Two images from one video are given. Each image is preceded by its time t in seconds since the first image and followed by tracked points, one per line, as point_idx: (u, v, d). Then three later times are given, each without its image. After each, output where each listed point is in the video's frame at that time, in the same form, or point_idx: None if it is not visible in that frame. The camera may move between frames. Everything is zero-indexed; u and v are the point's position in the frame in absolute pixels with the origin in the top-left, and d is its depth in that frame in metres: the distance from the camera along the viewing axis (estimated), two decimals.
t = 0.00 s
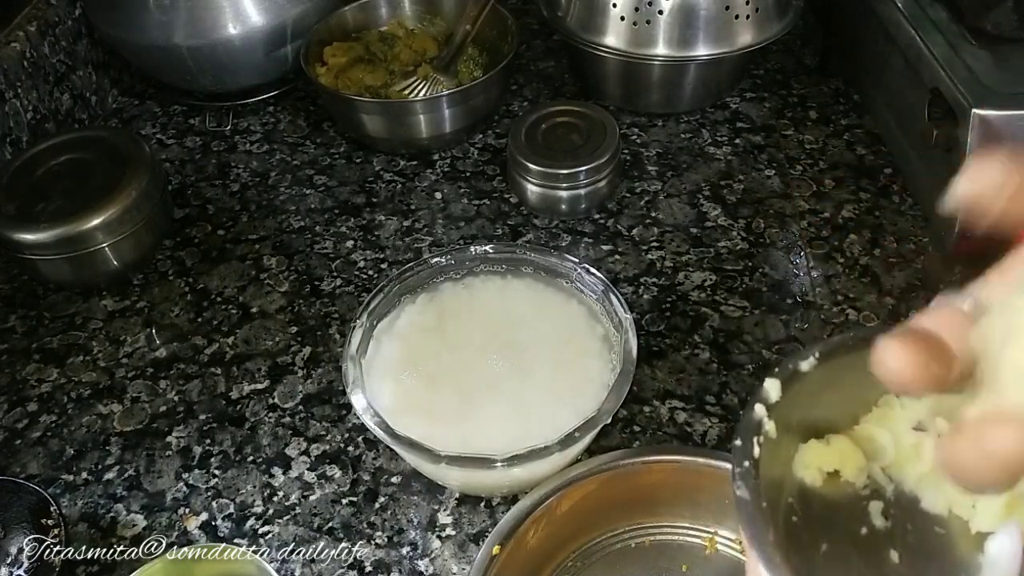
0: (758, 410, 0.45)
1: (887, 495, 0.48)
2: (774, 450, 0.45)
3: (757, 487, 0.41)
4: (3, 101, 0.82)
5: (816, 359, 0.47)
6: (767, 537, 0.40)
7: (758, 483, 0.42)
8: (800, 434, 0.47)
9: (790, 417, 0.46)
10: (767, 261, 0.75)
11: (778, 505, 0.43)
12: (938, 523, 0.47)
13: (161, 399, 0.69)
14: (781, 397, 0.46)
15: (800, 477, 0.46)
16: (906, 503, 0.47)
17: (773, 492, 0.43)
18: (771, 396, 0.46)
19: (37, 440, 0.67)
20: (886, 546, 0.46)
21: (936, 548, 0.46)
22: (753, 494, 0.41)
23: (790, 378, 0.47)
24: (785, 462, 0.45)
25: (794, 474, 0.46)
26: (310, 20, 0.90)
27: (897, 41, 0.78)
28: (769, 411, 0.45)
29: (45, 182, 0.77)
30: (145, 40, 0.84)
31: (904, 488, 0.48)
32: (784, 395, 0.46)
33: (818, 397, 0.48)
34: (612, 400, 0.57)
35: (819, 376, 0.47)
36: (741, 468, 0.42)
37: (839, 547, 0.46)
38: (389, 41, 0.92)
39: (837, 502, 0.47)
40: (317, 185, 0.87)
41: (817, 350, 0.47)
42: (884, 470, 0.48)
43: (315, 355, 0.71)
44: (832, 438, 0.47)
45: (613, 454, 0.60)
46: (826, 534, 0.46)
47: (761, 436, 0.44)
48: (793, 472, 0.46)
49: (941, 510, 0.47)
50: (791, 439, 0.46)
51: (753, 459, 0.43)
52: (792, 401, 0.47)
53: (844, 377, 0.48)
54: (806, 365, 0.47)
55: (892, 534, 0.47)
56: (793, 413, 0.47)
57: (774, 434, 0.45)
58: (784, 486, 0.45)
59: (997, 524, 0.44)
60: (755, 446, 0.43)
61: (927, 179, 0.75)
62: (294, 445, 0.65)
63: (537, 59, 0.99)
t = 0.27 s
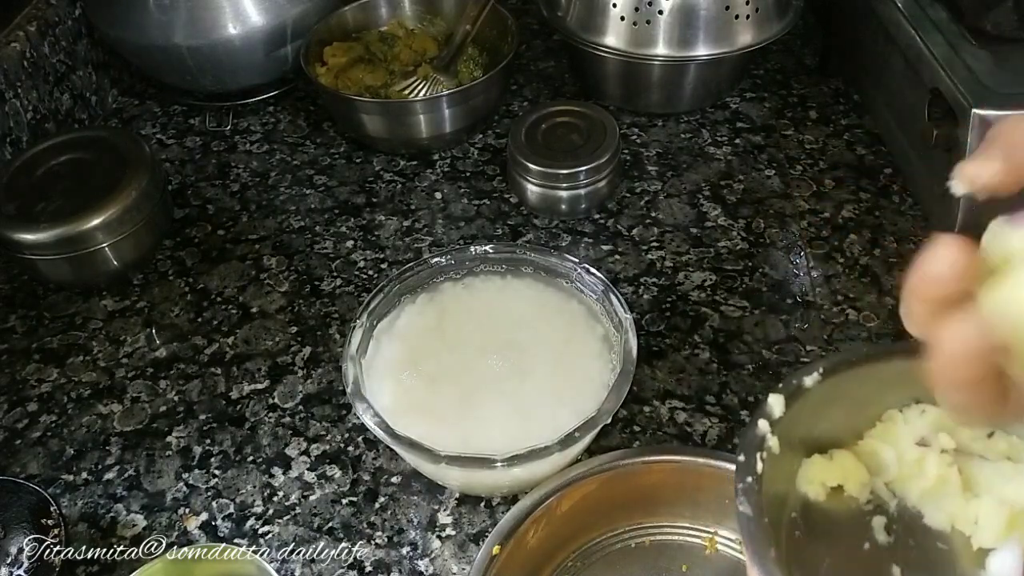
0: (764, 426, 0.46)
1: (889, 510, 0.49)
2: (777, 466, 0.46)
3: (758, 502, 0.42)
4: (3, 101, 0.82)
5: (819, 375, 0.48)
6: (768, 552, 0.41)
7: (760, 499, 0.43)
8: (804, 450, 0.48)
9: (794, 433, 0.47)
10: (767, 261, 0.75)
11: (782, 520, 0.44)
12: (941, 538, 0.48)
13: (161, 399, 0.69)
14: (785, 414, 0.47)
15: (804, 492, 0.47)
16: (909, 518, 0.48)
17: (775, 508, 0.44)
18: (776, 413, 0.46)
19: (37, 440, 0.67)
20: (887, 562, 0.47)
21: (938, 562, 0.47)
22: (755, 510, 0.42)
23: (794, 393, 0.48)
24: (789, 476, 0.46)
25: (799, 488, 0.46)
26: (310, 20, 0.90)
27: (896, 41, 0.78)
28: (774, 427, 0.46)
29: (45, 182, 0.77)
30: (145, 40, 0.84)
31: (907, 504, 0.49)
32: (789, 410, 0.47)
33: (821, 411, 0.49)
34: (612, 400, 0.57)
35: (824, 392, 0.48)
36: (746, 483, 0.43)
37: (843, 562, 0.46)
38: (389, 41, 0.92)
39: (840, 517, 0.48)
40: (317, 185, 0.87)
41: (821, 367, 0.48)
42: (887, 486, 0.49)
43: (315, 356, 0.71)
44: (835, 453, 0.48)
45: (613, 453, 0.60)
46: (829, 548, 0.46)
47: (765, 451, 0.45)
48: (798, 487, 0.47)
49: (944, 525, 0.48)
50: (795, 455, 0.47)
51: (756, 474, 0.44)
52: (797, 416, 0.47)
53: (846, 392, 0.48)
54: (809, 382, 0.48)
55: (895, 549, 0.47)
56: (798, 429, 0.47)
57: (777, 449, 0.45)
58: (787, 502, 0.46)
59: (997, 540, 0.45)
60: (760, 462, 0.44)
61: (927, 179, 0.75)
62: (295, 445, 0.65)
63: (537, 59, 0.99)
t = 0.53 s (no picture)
0: (760, 426, 0.45)
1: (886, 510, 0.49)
2: (776, 466, 0.46)
3: (756, 501, 0.42)
4: (3, 101, 0.82)
5: (818, 377, 0.47)
6: (764, 552, 0.40)
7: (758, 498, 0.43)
8: (803, 450, 0.48)
9: (794, 434, 0.47)
10: (767, 261, 0.75)
11: (780, 521, 0.44)
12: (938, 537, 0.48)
13: (161, 399, 0.69)
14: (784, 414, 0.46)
15: (802, 492, 0.47)
16: (907, 517, 0.49)
17: (774, 507, 0.44)
18: (773, 413, 0.46)
19: (37, 440, 0.67)
20: (884, 559, 0.47)
21: (936, 562, 0.47)
22: (753, 510, 0.42)
23: (793, 394, 0.47)
24: (787, 476, 0.47)
25: (797, 488, 0.47)
26: (310, 20, 0.90)
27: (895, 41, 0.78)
28: (772, 428, 0.45)
29: (46, 182, 0.77)
30: (145, 40, 0.84)
31: (905, 503, 0.49)
32: (788, 411, 0.47)
33: (820, 412, 0.49)
34: (612, 400, 0.57)
35: (823, 393, 0.48)
36: (742, 483, 0.43)
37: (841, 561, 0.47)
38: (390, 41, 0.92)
39: (838, 516, 0.49)
40: (317, 185, 0.87)
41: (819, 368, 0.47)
42: (884, 485, 0.50)
43: (315, 355, 0.71)
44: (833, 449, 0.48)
45: (613, 453, 0.60)
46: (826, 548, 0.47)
47: (762, 451, 0.44)
48: (796, 487, 0.47)
49: (941, 524, 0.48)
50: (794, 455, 0.47)
51: (754, 475, 0.43)
52: (797, 417, 0.47)
53: (844, 391, 0.49)
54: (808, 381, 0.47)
55: (894, 549, 0.48)
56: (798, 428, 0.47)
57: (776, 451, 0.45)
58: (786, 501, 0.46)
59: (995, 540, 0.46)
60: (757, 463, 0.44)
61: (927, 179, 0.75)
62: (294, 445, 0.65)
63: (537, 59, 0.99)
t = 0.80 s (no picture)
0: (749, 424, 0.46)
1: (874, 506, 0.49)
2: (765, 464, 0.46)
3: (744, 500, 0.42)
4: (3, 101, 0.82)
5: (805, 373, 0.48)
6: (754, 551, 0.40)
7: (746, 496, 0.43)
8: (792, 445, 0.48)
9: (781, 430, 0.47)
10: (767, 261, 0.75)
11: (769, 517, 0.44)
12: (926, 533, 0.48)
13: (161, 399, 0.69)
14: (771, 411, 0.47)
15: (792, 487, 0.47)
16: (897, 512, 0.49)
17: (762, 506, 0.44)
18: (762, 410, 0.47)
19: (37, 440, 0.67)
20: (875, 557, 0.47)
21: (926, 555, 0.47)
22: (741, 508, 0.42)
23: (780, 392, 0.48)
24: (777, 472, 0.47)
25: (787, 484, 0.47)
26: (310, 20, 0.90)
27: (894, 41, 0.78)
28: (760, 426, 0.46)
29: (46, 182, 0.77)
30: (145, 40, 0.84)
31: (895, 497, 0.49)
32: (775, 407, 0.47)
33: (809, 408, 0.49)
34: (612, 400, 0.57)
35: (809, 390, 0.49)
36: (730, 481, 0.43)
37: (833, 559, 0.46)
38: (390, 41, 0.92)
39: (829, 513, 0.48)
40: (317, 185, 0.87)
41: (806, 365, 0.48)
42: (875, 481, 0.50)
43: (315, 356, 0.71)
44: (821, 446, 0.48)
45: (613, 453, 0.60)
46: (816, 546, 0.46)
47: (750, 449, 0.45)
48: (786, 483, 0.47)
49: (932, 518, 0.48)
50: (783, 451, 0.47)
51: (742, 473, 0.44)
52: (784, 413, 0.48)
53: (835, 388, 0.49)
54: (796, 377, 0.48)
55: (884, 544, 0.47)
56: (785, 426, 0.48)
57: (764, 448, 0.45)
58: (776, 498, 0.46)
59: (984, 531, 0.46)
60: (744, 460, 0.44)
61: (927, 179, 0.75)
62: (294, 445, 0.65)
63: (537, 59, 0.99)
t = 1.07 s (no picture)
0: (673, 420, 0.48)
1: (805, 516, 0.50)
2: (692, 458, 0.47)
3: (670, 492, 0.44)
4: (3, 101, 0.82)
5: (726, 367, 0.50)
6: (678, 538, 0.42)
7: (673, 490, 0.44)
8: (722, 438, 0.50)
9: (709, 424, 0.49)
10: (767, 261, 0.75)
11: (701, 508, 0.46)
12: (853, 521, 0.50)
13: (161, 399, 0.69)
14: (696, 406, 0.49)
15: (722, 476, 0.49)
16: (821, 492, 0.51)
17: (694, 500, 0.46)
18: (685, 405, 0.48)
19: (37, 440, 0.67)
20: (802, 536, 0.49)
21: (850, 530, 0.50)
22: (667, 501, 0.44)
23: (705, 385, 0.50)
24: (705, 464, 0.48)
25: (716, 474, 0.49)
26: (310, 20, 0.90)
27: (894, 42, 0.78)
28: (683, 421, 0.48)
29: (46, 182, 0.77)
30: (145, 40, 0.84)
31: (819, 479, 0.51)
32: (699, 402, 0.49)
33: (735, 402, 0.51)
34: (612, 400, 0.57)
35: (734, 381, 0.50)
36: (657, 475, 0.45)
37: (759, 539, 0.48)
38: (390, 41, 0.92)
39: (762, 496, 0.50)
40: (317, 185, 0.87)
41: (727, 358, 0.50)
42: (801, 464, 0.52)
43: (315, 356, 0.71)
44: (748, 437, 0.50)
45: (613, 453, 0.60)
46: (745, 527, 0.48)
47: (676, 444, 0.47)
48: (716, 472, 0.49)
49: (853, 496, 0.50)
50: (712, 442, 0.49)
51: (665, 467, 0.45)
52: (709, 407, 0.49)
53: (756, 382, 0.51)
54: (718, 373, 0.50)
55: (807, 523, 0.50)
56: (711, 422, 0.49)
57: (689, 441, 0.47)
58: (705, 489, 0.48)
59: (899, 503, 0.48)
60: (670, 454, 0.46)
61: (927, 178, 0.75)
62: (295, 445, 0.65)
63: (537, 59, 0.99)
